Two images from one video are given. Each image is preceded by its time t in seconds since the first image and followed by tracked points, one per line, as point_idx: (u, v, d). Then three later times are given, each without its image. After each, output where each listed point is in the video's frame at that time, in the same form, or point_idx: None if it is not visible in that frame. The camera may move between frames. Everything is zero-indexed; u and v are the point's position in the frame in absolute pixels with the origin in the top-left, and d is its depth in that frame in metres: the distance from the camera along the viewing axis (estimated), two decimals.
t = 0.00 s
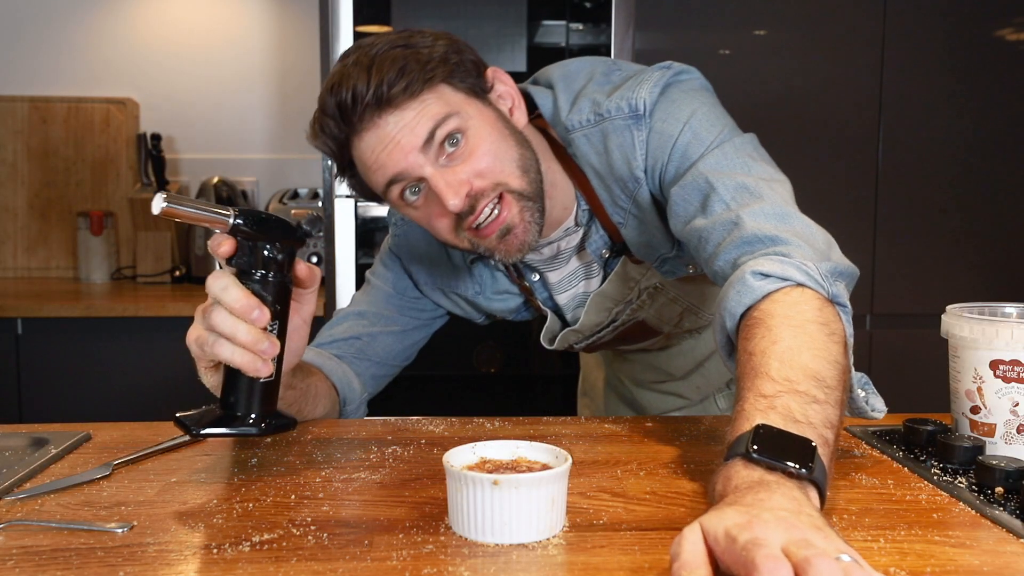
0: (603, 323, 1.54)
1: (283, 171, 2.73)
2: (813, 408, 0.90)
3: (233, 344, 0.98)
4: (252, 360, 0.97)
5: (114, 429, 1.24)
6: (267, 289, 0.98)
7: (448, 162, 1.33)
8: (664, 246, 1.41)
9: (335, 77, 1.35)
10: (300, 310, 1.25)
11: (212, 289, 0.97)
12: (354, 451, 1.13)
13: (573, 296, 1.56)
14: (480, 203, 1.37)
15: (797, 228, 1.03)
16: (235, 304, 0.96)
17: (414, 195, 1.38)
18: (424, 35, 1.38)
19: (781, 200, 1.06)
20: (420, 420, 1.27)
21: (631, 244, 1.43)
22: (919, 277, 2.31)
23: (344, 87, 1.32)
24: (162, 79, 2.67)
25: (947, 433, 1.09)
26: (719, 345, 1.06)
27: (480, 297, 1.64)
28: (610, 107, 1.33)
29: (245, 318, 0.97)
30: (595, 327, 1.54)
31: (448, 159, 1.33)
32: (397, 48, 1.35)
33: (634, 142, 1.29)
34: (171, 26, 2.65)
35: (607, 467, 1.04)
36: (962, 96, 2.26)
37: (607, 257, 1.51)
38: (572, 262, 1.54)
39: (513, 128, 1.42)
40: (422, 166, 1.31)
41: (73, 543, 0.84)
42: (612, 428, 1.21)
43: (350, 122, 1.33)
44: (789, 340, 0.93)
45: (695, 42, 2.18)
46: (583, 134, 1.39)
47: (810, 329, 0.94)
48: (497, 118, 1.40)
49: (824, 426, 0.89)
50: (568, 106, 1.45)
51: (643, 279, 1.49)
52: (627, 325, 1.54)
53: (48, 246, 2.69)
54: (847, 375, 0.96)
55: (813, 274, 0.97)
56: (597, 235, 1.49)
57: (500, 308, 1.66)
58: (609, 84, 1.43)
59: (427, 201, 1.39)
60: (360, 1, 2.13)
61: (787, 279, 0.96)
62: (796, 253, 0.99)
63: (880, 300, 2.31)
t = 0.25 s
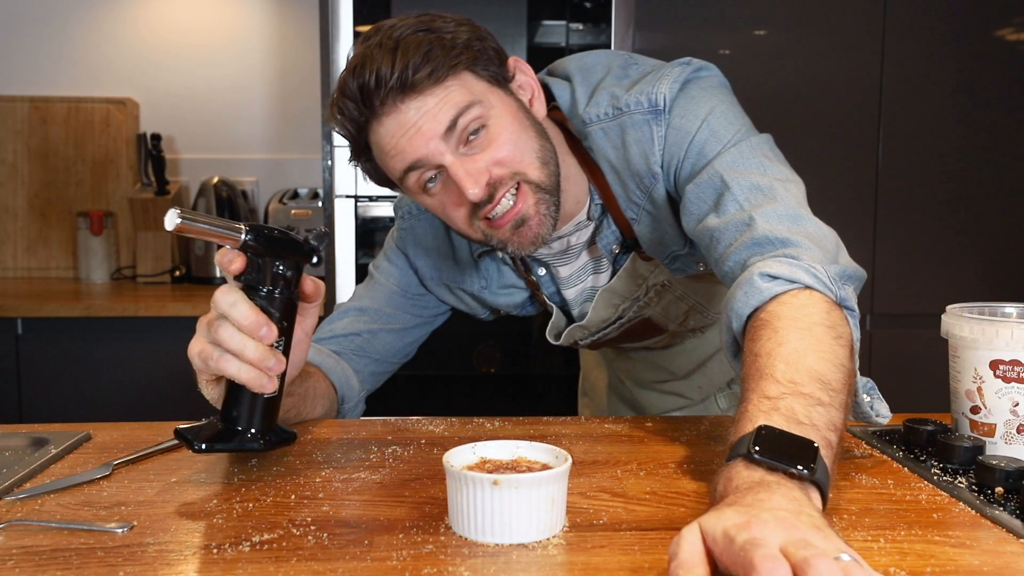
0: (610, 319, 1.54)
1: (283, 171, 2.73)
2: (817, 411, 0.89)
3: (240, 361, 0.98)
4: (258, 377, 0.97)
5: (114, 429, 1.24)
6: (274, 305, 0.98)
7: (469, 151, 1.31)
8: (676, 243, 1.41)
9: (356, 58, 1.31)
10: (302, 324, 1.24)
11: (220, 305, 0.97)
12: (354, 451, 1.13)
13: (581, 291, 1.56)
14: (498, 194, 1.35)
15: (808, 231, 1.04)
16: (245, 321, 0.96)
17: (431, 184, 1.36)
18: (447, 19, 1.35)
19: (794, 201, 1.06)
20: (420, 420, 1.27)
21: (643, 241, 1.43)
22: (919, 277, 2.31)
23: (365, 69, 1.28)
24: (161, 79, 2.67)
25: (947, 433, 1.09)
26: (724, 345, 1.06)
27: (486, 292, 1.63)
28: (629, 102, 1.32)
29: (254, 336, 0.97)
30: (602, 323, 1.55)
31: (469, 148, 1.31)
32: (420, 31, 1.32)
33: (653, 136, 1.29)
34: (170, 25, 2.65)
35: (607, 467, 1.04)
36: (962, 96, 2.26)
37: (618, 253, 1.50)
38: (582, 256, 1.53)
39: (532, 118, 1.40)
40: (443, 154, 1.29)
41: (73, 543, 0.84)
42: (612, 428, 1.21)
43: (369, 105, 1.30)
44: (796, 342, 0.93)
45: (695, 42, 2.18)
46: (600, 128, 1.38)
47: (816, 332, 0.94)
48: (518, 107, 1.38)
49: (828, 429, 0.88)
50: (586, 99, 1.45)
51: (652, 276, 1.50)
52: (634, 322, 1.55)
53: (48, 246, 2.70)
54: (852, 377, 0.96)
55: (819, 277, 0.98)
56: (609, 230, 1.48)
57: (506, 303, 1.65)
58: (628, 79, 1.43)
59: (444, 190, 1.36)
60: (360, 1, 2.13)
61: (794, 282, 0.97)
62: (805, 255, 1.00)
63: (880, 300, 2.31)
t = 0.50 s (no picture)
0: (615, 316, 1.54)
1: (282, 171, 2.73)
2: (817, 411, 0.89)
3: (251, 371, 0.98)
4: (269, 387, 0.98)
5: (114, 429, 1.24)
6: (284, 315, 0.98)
7: (482, 141, 1.31)
8: (684, 240, 1.41)
9: (371, 45, 1.31)
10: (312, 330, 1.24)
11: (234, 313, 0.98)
12: (355, 451, 1.13)
13: (586, 286, 1.56)
14: (510, 185, 1.34)
15: (815, 230, 1.04)
16: (257, 331, 0.97)
17: (442, 172, 1.36)
18: (462, 9, 1.35)
19: (800, 200, 1.06)
20: (420, 420, 1.27)
21: (652, 238, 1.43)
22: (919, 277, 2.31)
23: (379, 57, 1.28)
24: (161, 79, 2.67)
25: (947, 433, 1.09)
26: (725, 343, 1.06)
27: (493, 288, 1.63)
28: (640, 97, 1.32)
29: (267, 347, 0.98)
30: (608, 319, 1.54)
31: (480, 138, 1.31)
32: (435, 20, 1.31)
33: (663, 133, 1.28)
34: (171, 26, 2.65)
35: (607, 467, 1.04)
36: (962, 96, 2.26)
37: (624, 249, 1.51)
38: (589, 251, 1.54)
39: (545, 110, 1.40)
40: (455, 142, 1.29)
41: (73, 543, 0.84)
42: (612, 428, 1.21)
43: (382, 93, 1.30)
44: (796, 341, 0.93)
45: (694, 42, 2.18)
46: (610, 123, 1.38)
47: (817, 331, 0.94)
48: (531, 100, 1.37)
49: (828, 429, 0.88)
50: (596, 94, 1.44)
51: (657, 273, 1.50)
52: (639, 319, 1.55)
53: (48, 246, 2.70)
54: (852, 376, 0.96)
55: (822, 277, 0.98)
56: (616, 225, 1.48)
57: (511, 297, 1.66)
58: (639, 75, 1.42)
59: (456, 178, 1.37)
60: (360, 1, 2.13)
61: (795, 281, 0.97)
62: (807, 254, 1.00)
63: (880, 300, 2.31)
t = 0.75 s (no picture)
0: (621, 321, 1.54)
1: (282, 171, 2.73)
2: (820, 412, 0.89)
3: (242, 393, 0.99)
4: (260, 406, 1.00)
5: (114, 429, 1.24)
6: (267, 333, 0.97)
7: (485, 159, 1.30)
8: (690, 243, 1.41)
9: (372, 64, 1.31)
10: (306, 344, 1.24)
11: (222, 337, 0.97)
12: (355, 451, 1.13)
13: (590, 291, 1.56)
14: (515, 203, 1.34)
15: (818, 232, 1.04)
16: (247, 359, 0.96)
17: (447, 190, 1.36)
18: (463, 23, 1.34)
19: (804, 202, 1.06)
20: (420, 420, 1.27)
21: (657, 242, 1.42)
22: (919, 277, 2.31)
23: (382, 74, 1.28)
24: (161, 79, 2.67)
25: (947, 434, 1.09)
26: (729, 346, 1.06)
27: (493, 290, 1.64)
28: (644, 100, 1.32)
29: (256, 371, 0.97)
30: (614, 323, 1.54)
31: (485, 155, 1.30)
32: (437, 37, 1.31)
33: (669, 135, 1.28)
34: (170, 25, 2.65)
35: (607, 467, 1.04)
36: (962, 95, 2.26)
37: (629, 254, 1.51)
38: (593, 255, 1.54)
39: (548, 121, 1.40)
40: (460, 161, 1.29)
41: (73, 543, 0.84)
42: (612, 428, 1.21)
43: (385, 111, 1.30)
44: (800, 343, 0.93)
45: (694, 41, 2.18)
46: (615, 126, 1.38)
47: (821, 332, 0.94)
48: (534, 113, 1.37)
49: (830, 430, 0.88)
50: (601, 98, 1.44)
51: (663, 277, 1.50)
52: (644, 323, 1.55)
53: (48, 246, 2.69)
54: (856, 377, 0.95)
55: (827, 278, 0.98)
56: (621, 230, 1.49)
57: (513, 300, 1.66)
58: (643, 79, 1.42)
59: (461, 197, 1.36)
60: (360, 1, 2.13)
61: (800, 282, 0.97)
62: (810, 256, 1.00)
63: (880, 300, 2.31)
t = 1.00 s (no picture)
0: (627, 315, 1.54)
1: (282, 171, 2.73)
2: (818, 410, 0.89)
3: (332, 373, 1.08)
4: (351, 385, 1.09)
5: (114, 429, 1.24)
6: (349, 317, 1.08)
7: (496, 149, 1.30)
8: (695, 237, 1.40)
9: (388, 47, 1.30)
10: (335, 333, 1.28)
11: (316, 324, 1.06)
12: (354, 451, 1.13)
13: (596, 283, 1.56)
14: (524, 193, 1.34)
15: (819, 228, 1.03)
16: (342, 342, 1.07)
17: (455, 177, 1.36)
18: (480, 11, 1.34)
19: (805, 197, 1.06)
20: (420, 420, 1.27)
21: (663, 235, 1.42)
22: (919, 277, 2.31)
23: (397, 58, 1.27)
24: (161, 80, 2.67)
25: (947, 433, 1.09)
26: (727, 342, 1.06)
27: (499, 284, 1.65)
28: (652, 93, 1.32)
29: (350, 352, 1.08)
30: (619, 318, 1.55)
31: (496, 145, 1.30)
32: (453, 23, 1.31)
33: (675, 127, 1.28)
34: (170, 26, 2.65)
35: (607, 467, 1.04)
36: (962, 96, 2.26)
37: (636, 247, 1.50)
38: (600, 248, 1.54)
39: (559, 112, 1.40)
40: (470, 149, 1.28)
41: (73, 543, 0.84)
42: (612, 428, 1.21)
43: (398, 95, 1.29)
44: (796, 341, 0.93)
45: (694, 42, 2.18)
46: (622, 119, 1.38)
47: (817, 329, 0.94)
48: (546, 104, 1.37)
49: (828, 429, 0.88)
50: (609, 91, 1.44)
51: (669, 270, 1.50)
52: (650, 317, 1.55)
53: (48, 247, 2.69)
54: (853, 375, 0.95)
55: (822, 274, 0.98)
56: (627, 223, 1.49)
57: (518, 295, 1.67)
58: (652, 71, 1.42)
59: (469, 184, 1.37)
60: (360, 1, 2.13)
61: (795, 279, 0.97)
62: (807, 252, 1.00)
63: (880, 301, 2.31)
